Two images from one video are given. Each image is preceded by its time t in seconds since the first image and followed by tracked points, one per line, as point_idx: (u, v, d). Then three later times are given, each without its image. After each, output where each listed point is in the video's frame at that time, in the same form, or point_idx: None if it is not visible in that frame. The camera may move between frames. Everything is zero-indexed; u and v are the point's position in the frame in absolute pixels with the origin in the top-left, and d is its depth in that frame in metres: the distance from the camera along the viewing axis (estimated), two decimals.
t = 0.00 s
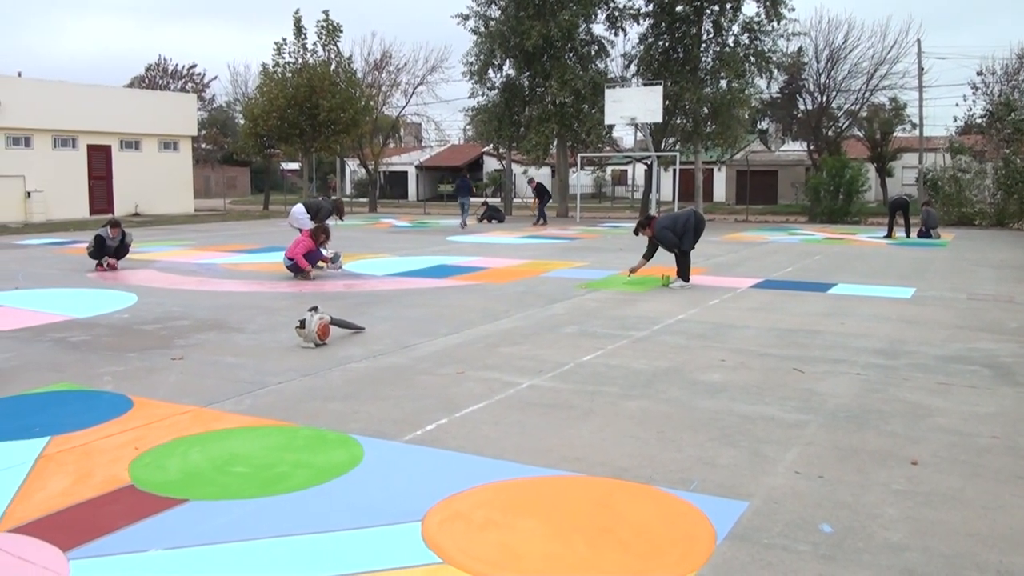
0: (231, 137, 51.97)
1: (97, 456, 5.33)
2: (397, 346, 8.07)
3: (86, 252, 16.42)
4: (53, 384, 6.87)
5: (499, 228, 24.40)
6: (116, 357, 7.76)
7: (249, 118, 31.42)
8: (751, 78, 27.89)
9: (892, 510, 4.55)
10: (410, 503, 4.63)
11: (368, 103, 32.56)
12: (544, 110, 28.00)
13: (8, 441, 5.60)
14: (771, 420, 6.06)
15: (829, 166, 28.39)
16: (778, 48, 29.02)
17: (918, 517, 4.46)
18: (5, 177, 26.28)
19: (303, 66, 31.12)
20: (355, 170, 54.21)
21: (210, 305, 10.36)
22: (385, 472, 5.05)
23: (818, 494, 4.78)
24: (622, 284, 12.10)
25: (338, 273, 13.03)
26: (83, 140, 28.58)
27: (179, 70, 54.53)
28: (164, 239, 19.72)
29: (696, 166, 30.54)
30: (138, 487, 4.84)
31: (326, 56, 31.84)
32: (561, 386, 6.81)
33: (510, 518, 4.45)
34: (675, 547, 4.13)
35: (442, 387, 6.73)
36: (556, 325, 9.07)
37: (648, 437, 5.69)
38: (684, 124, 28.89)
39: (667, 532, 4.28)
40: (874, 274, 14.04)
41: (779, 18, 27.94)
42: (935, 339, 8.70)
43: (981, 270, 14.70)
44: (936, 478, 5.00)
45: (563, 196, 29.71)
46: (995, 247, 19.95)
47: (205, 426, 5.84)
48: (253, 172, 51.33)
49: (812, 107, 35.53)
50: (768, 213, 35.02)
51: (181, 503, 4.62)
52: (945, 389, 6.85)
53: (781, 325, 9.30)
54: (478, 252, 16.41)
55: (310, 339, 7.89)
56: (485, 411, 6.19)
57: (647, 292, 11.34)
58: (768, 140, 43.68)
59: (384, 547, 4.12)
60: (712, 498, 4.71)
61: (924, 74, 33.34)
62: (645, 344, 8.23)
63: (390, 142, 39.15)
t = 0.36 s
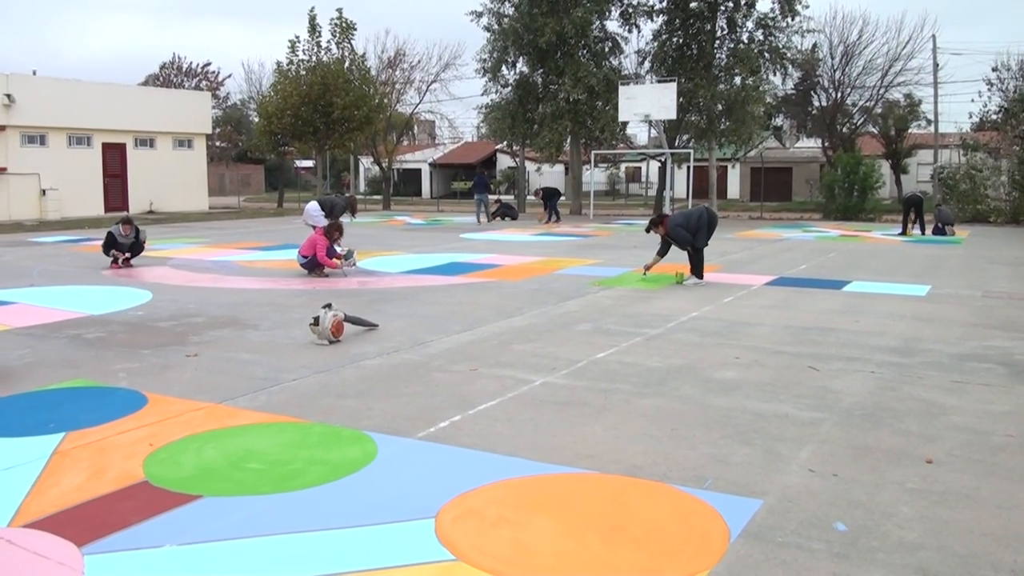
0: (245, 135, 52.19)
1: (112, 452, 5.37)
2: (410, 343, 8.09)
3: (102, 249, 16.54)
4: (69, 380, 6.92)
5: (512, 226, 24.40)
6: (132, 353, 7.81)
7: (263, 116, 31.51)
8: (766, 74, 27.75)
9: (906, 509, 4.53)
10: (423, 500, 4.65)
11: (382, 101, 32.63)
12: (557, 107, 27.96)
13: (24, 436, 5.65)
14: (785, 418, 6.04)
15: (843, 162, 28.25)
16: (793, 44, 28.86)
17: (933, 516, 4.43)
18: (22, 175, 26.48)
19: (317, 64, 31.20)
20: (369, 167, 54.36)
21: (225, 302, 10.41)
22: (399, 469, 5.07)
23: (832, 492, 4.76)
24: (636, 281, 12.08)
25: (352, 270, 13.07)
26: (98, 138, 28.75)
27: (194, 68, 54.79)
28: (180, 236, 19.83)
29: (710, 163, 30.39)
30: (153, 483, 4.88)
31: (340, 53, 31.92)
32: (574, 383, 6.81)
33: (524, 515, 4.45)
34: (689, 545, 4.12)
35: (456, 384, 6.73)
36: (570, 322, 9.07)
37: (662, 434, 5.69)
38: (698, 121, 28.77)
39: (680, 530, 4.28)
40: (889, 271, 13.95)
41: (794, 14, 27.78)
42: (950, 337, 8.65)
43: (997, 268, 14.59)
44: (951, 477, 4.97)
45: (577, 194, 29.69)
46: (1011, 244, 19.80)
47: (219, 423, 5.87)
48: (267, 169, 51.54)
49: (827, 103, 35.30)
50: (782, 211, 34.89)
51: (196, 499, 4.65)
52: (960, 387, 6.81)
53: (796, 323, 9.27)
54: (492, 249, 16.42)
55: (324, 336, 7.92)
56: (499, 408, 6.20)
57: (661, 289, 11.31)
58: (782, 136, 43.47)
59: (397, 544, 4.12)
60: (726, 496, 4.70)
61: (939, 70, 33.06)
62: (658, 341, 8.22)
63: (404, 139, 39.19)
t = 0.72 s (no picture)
0: (256, 132, 52.30)
1: (123, 447, 5.40)
2: (420, 340, 8.10)
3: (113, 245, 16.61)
4: (79, 376, 6.96)
5: (521, 222, 24.39)
6: (143, 349, 7.85)
7: (273, 113, 31.57)
8: (777, 70, 27.64)
9: (916, 507, 4.52)
10: (432, 496, 4.66)
11: (391, 98, 32.65)
12: (567, 103, 27.92)
13: (35, 432, 5.68)
14: (795, 415, 6.03)
15: (853, 159, 28.16)
16: (804, 40, 28.71)
17: (943, 514, 4.42)
18: (33, 172, 26.63)
19: (327, 60, 31.24)
20: (379, 164, 54.41)
21: (235, 298, 10.45)
22: (408, 465, 5.08)
23: (842, 489, 4.75)
24: (646, 278, 12.06)
25: (361, 266, 13.10)
26: (108, 134, 28.88)
27: (204, 65, 54.92)
28: (190, 233, 19.89)
29: (720, 160, 30.27)
30: (163, 478, 4.90)
31: (350, 50, 31.97)
32: (584, 380, 6.80)
33: (534, 511, 4.46)
34: (698, 543, 4.11)
35: (465, 381, 6.74)
36: (579, 319, 9.06)
37: (671, 431, 5.68)
38: (708, 118, 28.70)
39: (689, 527, 4.28)
40: (900, 268, 13.89)
41: (805, 10, 27.64)
42: (961, 335, 8.61)
43: (1009, 265, 14.50)
44: (961, 475, 4.95)
45: (587, 191, 29.67)
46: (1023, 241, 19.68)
47: (229, 419, 5.90)
48: (278, 166, 51.69)
49: (838, 100, 35.08)
50: (792, 207, 34.81)
51: (206, 495, 4.67)
52: (971, 385, 6.77)
53: (806, 320, 9.24)
54: (502, 246, 16.42)
55: (334, 332, 7.94)
56: (508, 404, 6.20)
57: (671, 286, 11.30)
58: (793, 132, 43.30)
59: (405, 540, 4.14)
60: (736, 494, 4.69)
61: (951, 66, 32.84)
62: (668, 338, 8.20)
63: (413, 136, 39.21)
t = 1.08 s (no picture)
0: (266, 128, 52.41)
1: (134, 442, 5.43)
2: (430, 335, 8.11)
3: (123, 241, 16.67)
4: (90, 371, 7.00)
5: (531, 218, 24.38)
6: (153, 345, 7.88)
7: (283, 109, 31.61)
8: (788, 64, 27.54)
9: (928, 503, 4.50)
10: (443, 491, 4.66)
11: (401, 94, 32.67)
12: (577, 99, 27.88)
13: (47, 427, 5.72)
14: (806, 411, 6.01)
15: (864, 154, 28.04)
16: (815, 34, 28.58)
17: (956, 511, 4.40)
18: (44, 168, 26.73)
19: (337, 56, 31.27)
20: (389, 160, 54.50)
21: (245, 294, 10.48)
22: (418, 461, 5.09)
23: (853, 485, 4.74)
24: (656, 274, 12.04)
25: (372, 262, 13.13)
26: (119, 131, 28.99)
27: (214, 61, 55.04)
28: (199, 229, 19.94)
29: (731, 155, 30.17)
30: (174, 474, 4.93)
31: (360, 46, 31.99)
32: (594, 375, 6.80)
33: (544, 507, 4.46)
34: (709, 538, 4.11)
35: (475, 377, 6.75)
36: (589, 315, 9.06)
37: (682, 427, 5.67)
38: (718, 113, 28.63)
39: (699, 522, 4.27)
40: (911, 263, 13.83)
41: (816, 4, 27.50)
42: (972, 330, 8.57)
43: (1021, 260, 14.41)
44: (973, 471, 4.93)
45: (596, 186, 29.60)
46: None
47: (240, 414, 5.92)
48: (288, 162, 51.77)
49: (848, 95, 34.89)
50: (803, 202, 34.67)
51: (217, 489, 4.70)
52: (982, 380, 6.75)
53: (817, 315, 9.21)
54: (511, 242, 16.43)
55: (344, 328, 7.96)
56: (518, 400, 6.21)
57: (681, 282, 11.27)
58: (804, 127, 43.14)
59: (416, 536, 4.14)
60: (747, 489, 4.68)
61: (962, 60, 32.62)
62: (678, 334, 8.19)
63: (423, 132, 39.23)
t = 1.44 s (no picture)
0: (277, 123, 52.51)
1: (147, 437, 5.45)
2: (442, 330, 8.12)
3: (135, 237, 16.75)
4: (103, 367, 7.04)
5: (541, 212, 24.39)
6: (166, 340, 7.92)
7: (293, 105, 31.63)
8: (799, 57, 27.37)
9: (941, 498, 4.48)
10: (455, 486, 4.67)
11: (411, 89, 32.66)
12: (587, 93, 27.80)
13: (60, 421, 5.77)
14: (818, 406, 5.99)
15: (876, 147, 27.86)
16: (826, 27, 28.42)
17: (968, 506, 4.37)
18: (56, 164, 26.85)
19: (347, 52, 31.28)
20: (400, 155, 54.55)
21: (257, 289, 10.51)
22: (430, 455, 5.10)
23: (865, 480, 4.72)
24: (668, 268, 12.02)
25: (383, 257, 13.15)
26: (130, 127, 29.10)
27: (224, 58, 55.18)
28: (211, 224, 20.00)
29: (742, 149, 30.03)
30: (187, 468, 4.95)
31: (370, 42, 32.00)
32: (606, 370, 6.79)
33: (555, 502, 4.46)
34: (721, 533, 4.10)
35: (486, 372, 6.75)
36: (601, 309, 9.05)
37: (693, 422, 5.66)
38: (729, 106, 28.52)
39: (712, 518, 4.26)
40: (923, 257, 13.76)
41: None
42: (985, 324, 8.52)
43: None
44: (987, 466, 4.90)
45: (607, 180, 29.52)
46: None
47: (252, 409, 5.95)
48: (298, 158, 51.86)
49: (860, 88, 34.63)
50: (815, 196, 34.53)
51: (229, 484, 4.72)
52: (995, 374, 6.70)
53: (829, 309, 9.17)
54: (522, 236, 16.43)
55: (355, 323, 7.97)
56: (529, 394, 6.20)
57: (692, 276, 11.25)
58: (815, 120, 42.93)
59: (427, 531, 4.15)
60: (759, 484, 4.67)
61: (975, 52, 32.36)
62: (690, 328, 8.17)
63: (434, 127, 39.22)
